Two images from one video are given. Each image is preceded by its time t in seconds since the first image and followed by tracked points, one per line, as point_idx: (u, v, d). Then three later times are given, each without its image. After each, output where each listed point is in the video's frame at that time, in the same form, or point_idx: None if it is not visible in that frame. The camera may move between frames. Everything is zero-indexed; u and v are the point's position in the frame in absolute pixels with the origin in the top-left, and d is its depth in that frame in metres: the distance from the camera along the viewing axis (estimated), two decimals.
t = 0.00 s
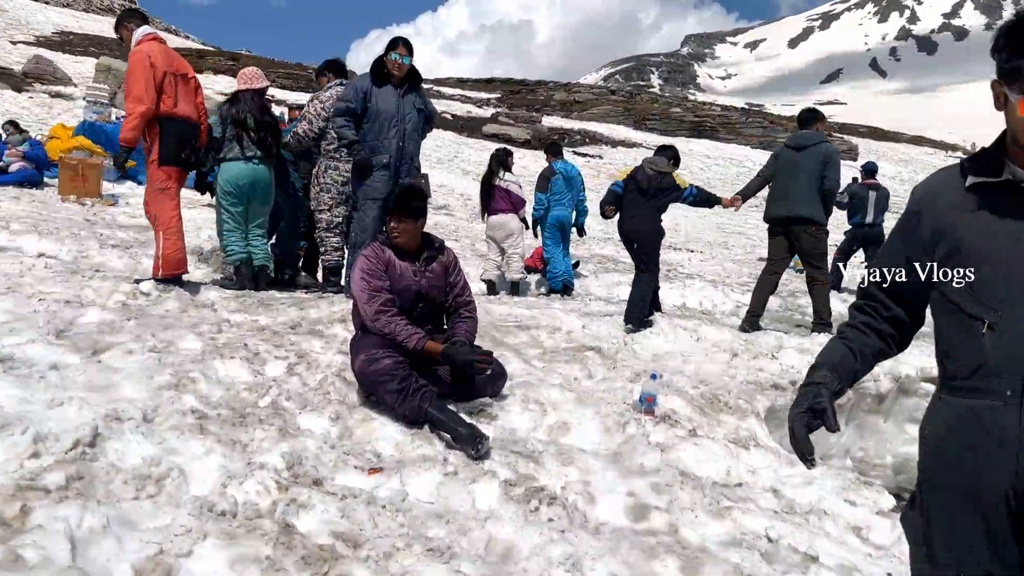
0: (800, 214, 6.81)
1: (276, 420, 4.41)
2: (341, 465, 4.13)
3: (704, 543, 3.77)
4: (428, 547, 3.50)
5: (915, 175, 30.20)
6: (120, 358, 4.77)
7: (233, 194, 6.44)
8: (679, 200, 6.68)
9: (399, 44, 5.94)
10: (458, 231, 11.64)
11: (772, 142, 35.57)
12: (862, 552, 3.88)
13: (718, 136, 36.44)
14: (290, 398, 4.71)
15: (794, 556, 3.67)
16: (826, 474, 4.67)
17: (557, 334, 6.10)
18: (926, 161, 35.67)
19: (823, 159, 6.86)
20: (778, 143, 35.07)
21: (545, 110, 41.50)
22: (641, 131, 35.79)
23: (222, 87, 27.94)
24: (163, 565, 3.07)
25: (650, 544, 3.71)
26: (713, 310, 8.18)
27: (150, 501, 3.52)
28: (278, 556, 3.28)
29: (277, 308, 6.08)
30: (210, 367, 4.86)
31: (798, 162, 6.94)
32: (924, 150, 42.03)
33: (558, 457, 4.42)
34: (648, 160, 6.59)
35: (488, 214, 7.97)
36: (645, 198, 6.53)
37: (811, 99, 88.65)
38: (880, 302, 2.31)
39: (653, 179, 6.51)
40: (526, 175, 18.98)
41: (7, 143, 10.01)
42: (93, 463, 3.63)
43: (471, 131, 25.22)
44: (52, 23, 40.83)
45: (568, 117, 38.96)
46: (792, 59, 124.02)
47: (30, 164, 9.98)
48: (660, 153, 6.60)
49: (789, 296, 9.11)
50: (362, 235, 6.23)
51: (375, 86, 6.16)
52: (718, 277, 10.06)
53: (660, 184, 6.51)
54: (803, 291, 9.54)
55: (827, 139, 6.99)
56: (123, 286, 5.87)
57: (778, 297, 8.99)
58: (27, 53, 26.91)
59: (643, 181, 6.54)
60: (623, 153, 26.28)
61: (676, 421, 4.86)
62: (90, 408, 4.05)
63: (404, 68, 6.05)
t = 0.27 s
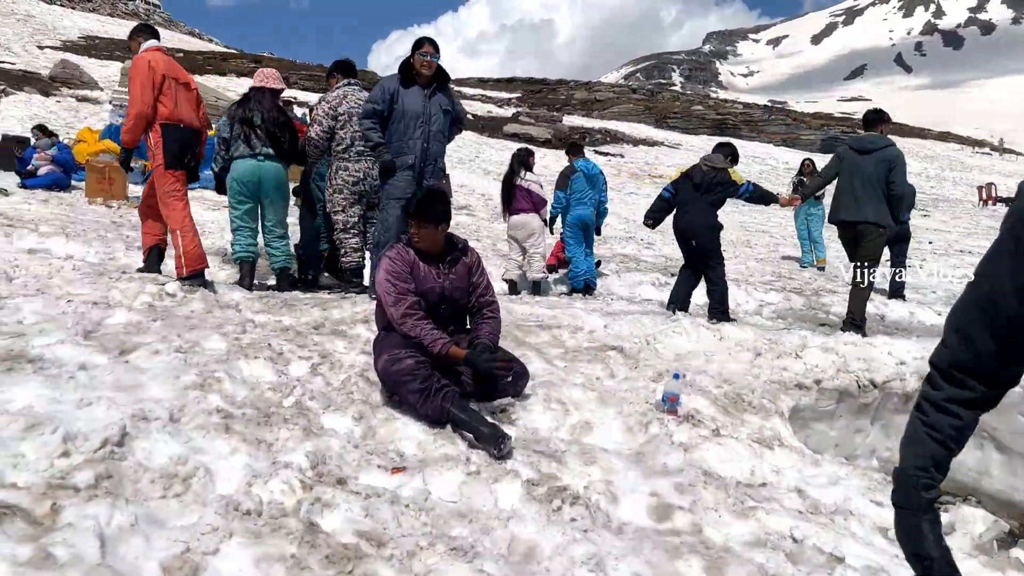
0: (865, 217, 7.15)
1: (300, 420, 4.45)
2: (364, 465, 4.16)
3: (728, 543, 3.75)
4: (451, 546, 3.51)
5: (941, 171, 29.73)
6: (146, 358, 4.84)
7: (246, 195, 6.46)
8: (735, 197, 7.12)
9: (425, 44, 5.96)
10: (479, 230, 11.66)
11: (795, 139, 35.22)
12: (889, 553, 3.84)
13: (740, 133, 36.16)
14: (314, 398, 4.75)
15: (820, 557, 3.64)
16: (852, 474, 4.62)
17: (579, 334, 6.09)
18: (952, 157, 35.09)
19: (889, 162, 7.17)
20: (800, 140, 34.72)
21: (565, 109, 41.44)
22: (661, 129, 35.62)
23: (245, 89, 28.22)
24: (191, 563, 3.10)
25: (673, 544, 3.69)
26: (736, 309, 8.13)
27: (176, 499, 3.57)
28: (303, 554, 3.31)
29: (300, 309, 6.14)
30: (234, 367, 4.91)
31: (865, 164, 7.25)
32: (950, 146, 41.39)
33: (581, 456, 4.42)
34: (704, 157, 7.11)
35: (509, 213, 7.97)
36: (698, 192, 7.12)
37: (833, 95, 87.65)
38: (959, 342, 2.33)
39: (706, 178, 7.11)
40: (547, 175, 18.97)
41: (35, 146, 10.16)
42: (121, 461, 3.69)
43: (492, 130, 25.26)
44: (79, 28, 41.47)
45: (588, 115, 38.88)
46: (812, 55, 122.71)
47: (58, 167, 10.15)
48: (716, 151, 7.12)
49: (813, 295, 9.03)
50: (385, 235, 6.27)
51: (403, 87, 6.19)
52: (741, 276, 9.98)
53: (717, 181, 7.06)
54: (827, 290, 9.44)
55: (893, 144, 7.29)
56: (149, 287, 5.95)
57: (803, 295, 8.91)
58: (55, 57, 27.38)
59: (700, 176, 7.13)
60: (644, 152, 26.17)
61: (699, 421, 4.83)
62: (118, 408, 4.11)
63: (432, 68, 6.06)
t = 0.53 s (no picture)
0: (917, 220, 7.40)
1: (318, 420, 4.48)
2: (381, 466, 4.18)
3: (746, 545, 3.74)
4: (469, 547, 3.53)
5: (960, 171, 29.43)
6: (166, 360, 4.89)
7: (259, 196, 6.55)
8: (793, 212, 7.43)
9: (429, 44, 5.99)
10: (495, 232, 11.69)
11: (811, 139, 35.01)
12: (908, 555, 3.81)
13: (755, 133, 35.99)
14: (331, 398, 4.79)
15: (838, 559, 3.62)
16: (871, 475, 4.59)
17: (595, 335, 6.10)
18: (971, 156, 34.73)
19: (937, 169, 7.41)
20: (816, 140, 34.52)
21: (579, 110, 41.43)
22: (676, 129, 35.52)
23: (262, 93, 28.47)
24: (210, 562, 3.13)
25: (690, 545, 3.68)
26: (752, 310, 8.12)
27: (196, 500, 3.60)
28: (321, 554, 3.33)
29: (318, 310, 6.18)
30: (253, 368, 4.96)
31: (913, 171, 7.54)
32: (968, 144, 40.97)
33: (598, 457, 4.42)
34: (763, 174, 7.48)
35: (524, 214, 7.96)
36: (758, 207, 7.44)
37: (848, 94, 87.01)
38: None
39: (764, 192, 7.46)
40: (562, 176, 18.99)
41: (57, 150, 10.28)
42: (142, 462, 3.73)
43: (507, 132, 25.33)
44: (98, 32, 41.97)
45: (602, 116, 38.86)
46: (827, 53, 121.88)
47: (78, 170, 10.28)
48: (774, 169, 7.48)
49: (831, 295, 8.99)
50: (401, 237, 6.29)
51: (411, 88, 6.21)
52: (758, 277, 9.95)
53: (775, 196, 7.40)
54: (845, 290, 9.38)
55: (938, 152, 7.55)
56: (168, 289, 6.01)
57: (820, 295, 8.87)
58: (76, 62, 27.72)
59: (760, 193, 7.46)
60: (659, 152, 26.11)
61: (716, 422, 4.81)
62: (139, 409, 4.16)
63: (436, 66, 6.10)
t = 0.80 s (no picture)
0: (967, 229, 7.17)
1: (325, 421, 4.49)
2: (388, 466, 4.19)
3: (753, 547, 3.73)
4: (476, 547, 3.52)
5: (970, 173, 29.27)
6: (174, 360, 4.91)
7: (276, 199, 6.59)
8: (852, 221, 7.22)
9: (425, 43, 5.98)
10: (503, 233, 11.70)
11: (820, 141, 34.89)
12: (917, 559, 3.79)
13: (763, 135, 35.89)
14: (339, 399, 4.80)
15: (847, 561, 3.60)
16: (880, 478, 4.57)
17: (603, 336, 6.09)
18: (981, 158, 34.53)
19: (985, 180, 7.30)
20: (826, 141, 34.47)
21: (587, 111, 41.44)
22: (684, 131, 35.47)
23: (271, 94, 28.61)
24: (218, 562, 3.12)
25: (698, 547, 3.67)
26: (761, 312, 8.11)
27: (204, 500, 3.61)
28: (328, 555, 3.33)
29: (326, 310, 6.19)
30: (261, 368, 4.97)
31: (960, 181, 7.35)
32: (979, 146, 40.73)
33: (605, 459, 4.40)
34: (818, 183, 7.19)
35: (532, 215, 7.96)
36: (816, 220, 7.19)
37: (857, 96, 86.72)
38: None
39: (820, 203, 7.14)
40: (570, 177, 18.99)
41: (67, 151, 10.33)
42: (150, 462, 3.75)
43: (515, 134, 25.35)
44: (107, 34, 42.14)
45: (611, 118, 38.85)
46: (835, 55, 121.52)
47: (87, 171, 10.34)
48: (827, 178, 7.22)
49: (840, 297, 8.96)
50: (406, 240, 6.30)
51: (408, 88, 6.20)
52: (766, 279, 9.93)
53: (834, 207, 7.06)
54: (854, 292, 9.34)
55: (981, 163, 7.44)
56: (177, 289, 6.03)
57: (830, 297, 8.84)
58: (87, 64, 27.91)
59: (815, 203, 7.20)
60: (667, 154, 26.08)
61: (724, 424, 4.79)
62: (147, 409, 4.17)
63: (433, 65, 6.10)
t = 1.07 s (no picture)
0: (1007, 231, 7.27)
1: (327, 420, 4.50)
2: (390, 466, 4.19)
3: (755, 546, 3.73)
4: (478, 547, 3.52)
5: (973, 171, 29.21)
6: (176, 360, 4.92)
7: (281, 201, 6.56)
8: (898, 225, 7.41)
9: (417, 41, 5.97)
10: (504, 233, 11.70)
11: (822, 140, 34.84)
12: (919, 558, 3.79)
13: (765, 134, 35.85)
14: (341, 399, 4.80)
15: (849, 561, 3.60)
16: (882, 477, 4.57)
17: (604, 336, 6.08)
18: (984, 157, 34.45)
19: None
20: (829, 140, 34.44)
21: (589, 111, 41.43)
22: (686, 130, 35.44)
23: (272, 94, 28.61)
24: (220, 561, 3.13)
25: (700, 547, 3.67)
26: (762, 311, 8.11)
27: (206, 499, 3.62)
28: (330, 554, 3.33)
29: (327, 310, 6.19)
30: (262, 368, 4.98)
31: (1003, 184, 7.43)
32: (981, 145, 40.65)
33: (607, 458, 4.40)
34: (864, 187, 7.46)
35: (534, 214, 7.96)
36: (862, 224, 7.47)
37: (859, 95, 86.59)
38: None
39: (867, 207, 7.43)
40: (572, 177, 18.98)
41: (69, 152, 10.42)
42: (153, 462, 3.75)
43: (517, 133, 25.35)
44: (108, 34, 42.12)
45: (613, 117, 38.81)
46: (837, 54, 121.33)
47: (89, 172, 10.36)
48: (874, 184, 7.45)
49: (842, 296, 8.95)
50: (405, 240, 6.30)
51: (401, 88, 6.19)
52: (768, 278, 9.93)
53: (880, 211, 7.34)
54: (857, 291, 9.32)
55: None
56: (179, 289, 6.04)
57: (831, 296, 8.84)
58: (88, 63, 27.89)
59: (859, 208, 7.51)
60: (669, 153, 26.06)
61: (726, 424, 4.79)
62: (149, 409, 4.18)
63: (426, 64, 6.09)
